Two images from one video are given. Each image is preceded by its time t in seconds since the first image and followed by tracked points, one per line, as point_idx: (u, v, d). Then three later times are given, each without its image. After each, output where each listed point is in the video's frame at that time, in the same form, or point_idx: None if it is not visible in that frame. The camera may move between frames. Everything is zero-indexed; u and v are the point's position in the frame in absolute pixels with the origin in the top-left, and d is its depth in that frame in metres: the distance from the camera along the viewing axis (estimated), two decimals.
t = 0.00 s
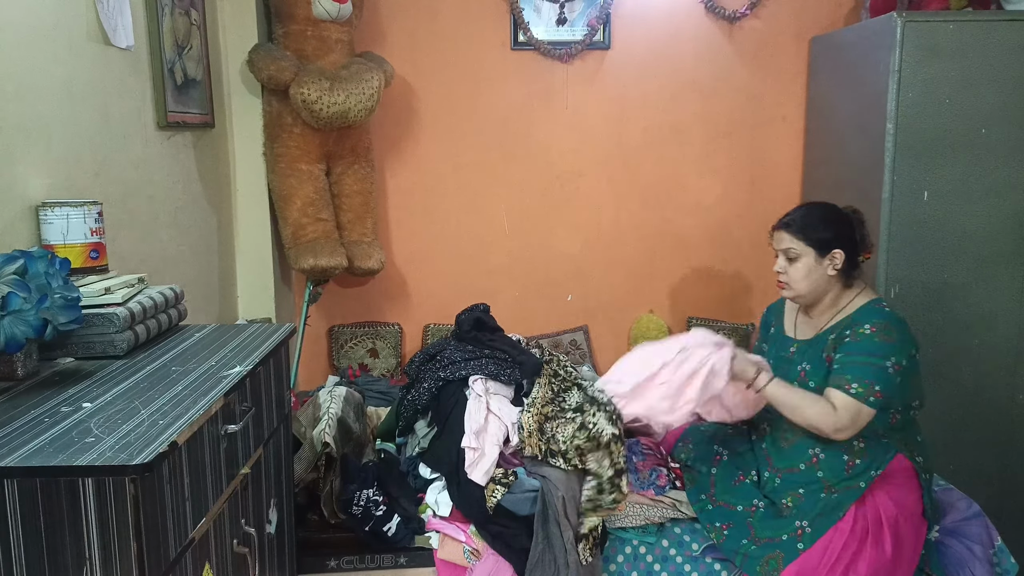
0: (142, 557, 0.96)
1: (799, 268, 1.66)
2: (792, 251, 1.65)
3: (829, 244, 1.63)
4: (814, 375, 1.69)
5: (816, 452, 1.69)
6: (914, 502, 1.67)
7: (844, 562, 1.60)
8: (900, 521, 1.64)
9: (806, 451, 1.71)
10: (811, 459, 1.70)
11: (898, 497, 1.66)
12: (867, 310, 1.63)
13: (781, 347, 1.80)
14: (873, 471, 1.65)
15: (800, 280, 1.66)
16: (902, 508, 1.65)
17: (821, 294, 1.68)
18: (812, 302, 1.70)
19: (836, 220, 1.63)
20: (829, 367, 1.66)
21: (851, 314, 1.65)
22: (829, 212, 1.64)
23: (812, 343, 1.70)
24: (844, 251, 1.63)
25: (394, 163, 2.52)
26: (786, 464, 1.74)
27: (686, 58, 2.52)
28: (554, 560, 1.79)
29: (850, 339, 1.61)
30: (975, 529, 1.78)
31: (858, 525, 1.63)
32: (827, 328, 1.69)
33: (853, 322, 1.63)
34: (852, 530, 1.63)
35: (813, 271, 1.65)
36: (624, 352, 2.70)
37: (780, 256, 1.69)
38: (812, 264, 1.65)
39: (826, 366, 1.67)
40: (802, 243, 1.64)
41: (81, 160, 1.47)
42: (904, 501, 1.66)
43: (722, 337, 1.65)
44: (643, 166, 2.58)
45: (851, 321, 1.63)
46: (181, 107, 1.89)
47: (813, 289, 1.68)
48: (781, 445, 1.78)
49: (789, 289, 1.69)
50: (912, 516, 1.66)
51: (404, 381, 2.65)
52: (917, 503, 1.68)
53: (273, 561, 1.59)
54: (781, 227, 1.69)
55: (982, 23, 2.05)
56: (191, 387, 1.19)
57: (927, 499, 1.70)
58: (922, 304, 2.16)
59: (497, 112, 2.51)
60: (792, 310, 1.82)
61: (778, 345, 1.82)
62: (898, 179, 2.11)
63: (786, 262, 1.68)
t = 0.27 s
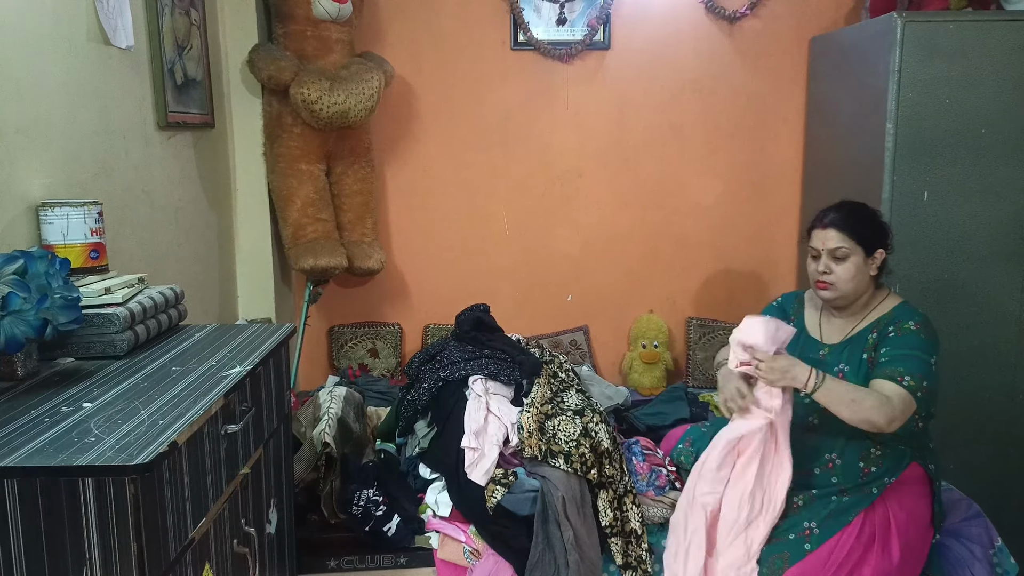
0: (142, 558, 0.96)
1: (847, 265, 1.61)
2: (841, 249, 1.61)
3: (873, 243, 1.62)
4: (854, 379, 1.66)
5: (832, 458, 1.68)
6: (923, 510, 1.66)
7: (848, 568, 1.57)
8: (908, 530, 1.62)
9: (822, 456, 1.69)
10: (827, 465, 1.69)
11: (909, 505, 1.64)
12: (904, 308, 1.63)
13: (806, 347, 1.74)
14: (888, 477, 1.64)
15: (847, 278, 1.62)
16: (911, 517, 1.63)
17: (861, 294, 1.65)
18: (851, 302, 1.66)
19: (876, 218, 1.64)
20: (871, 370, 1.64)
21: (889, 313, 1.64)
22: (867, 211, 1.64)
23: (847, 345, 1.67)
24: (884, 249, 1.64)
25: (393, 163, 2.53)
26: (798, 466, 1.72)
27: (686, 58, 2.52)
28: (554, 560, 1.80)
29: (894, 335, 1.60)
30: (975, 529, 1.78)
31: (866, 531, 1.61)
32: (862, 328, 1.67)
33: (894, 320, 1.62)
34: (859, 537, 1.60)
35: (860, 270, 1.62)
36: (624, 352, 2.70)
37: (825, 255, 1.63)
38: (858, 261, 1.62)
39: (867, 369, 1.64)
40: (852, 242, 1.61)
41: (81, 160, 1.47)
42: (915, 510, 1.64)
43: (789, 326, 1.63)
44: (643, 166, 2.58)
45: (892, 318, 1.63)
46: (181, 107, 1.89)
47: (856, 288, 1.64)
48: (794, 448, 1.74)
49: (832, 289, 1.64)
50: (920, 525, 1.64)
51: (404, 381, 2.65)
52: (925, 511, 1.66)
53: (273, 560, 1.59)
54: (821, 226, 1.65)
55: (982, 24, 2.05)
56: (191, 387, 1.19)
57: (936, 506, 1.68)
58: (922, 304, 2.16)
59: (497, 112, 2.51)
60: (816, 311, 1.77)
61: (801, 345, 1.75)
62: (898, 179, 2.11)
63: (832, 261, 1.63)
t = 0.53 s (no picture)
0: (142, 557, 0.96)
1: (851, 269, 1.59)
2: (846, 252, 1.59)
3: (877, 242, 1.60)
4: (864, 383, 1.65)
5: (837, 463, 1.65)
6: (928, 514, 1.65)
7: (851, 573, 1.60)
8: (912, 536, 1.62)
9: (827, 462, 1.67)
10: (831, 470, 1.66)
11: (912, 510, 1.64)
12: (910, 308, 1.62)
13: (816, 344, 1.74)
14: (891, 485, 1.64)
15: (851, 281, 1.60)
16: (914, 525, 1.63)
17: (866, 296, 1.63)
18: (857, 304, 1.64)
19: (877, 217, 1.61)
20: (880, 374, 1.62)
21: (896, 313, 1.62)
22: (866, 211, 1.61)
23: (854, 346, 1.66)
24: (889, 250, 1.62)
25: (394, 163, 2.53)
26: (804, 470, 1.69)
27: (686, 58, 2.52)
28: (554, 560, 1.80)
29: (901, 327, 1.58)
30: (975, 530, 1.78)
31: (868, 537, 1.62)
32: (868, 329, 1.65)
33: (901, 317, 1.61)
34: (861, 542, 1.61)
35: (864, 273, 1.60)
36: (624, 352, 2.70)
37: (829, 259, 1.61)
38: (863, 265, 1.59)
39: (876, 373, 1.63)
40: (853, 245, 1.58)
41: (81, 160, 1.47)
42: (918, 514, 1.64)
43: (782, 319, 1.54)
44: (643, 166, 2.58)
45: (897, 317, 1.61)
46: (181, 107, 1.89)
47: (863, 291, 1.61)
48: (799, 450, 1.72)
49: (839, 294, 1.61)
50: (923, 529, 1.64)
51: (404, 381, 2.65)
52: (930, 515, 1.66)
53: (273, 560, 1.59)
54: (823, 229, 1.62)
55: (982, 24, 2.05)
56: (191, 387, 1.19)
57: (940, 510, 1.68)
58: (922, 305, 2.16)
59: (497, 112, 2.52)
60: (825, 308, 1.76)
61: (812, 341, 1.76)
62: (898, 179, 2.11)
63: (837, 265, 1.60)
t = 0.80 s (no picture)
0: (142, 557, 0.96)
1: (858, 279, 1.57)
2: (852, 262, 1.56)
3: (885, 250, 1.57)
4: (867, 393, 1.64)
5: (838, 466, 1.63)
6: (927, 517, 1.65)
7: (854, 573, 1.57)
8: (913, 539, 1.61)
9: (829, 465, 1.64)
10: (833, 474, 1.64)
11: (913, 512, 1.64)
12: (918, 317, 1.58)
13: (822, 345, 1.73)
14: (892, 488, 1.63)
15: (858, 292, 1.57)
16: (915, 526, 1.62)
17: (872, 305, 1.61)
18: (864, 313, 1.62)
19: (885, 224, 1.58)
20: (884, 382, 1.61)
21: (902, 321, 1.60)
22: (871, 219, 1.57)
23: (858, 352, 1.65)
24: (895, 257, 1.59)
25: (394, 163, 2.53)
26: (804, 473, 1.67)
27: (686, 58, 2.52)
28: (554, 560, 1.80)
29: (912, 346, 1.54)
30: (977, 530, 1.79)
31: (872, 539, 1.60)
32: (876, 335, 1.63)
33: (909, 330, 1.57)
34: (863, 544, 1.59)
35: (872, 282, 1.57)
36: (624, 352, 2.70)
37: (835, 268, 1.58)
38: (870, 274, 1.57)
39: (881, 382, 1.61)
40: (862, 255, 1.55)
41: (81, 160, 1.47)
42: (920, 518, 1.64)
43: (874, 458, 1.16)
44: (643, 166, 2.58)
45: (905, 329, 1.58)
46: (181, 107, 1.89)
47: (869, 300, 1.59)
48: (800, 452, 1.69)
49: (845, 303, 1.59)
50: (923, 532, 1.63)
51: (404, 381, 2.65)
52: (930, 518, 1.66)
53: (273, 560, 1.59)
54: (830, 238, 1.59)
55: (982, 23, 2.05)
56: (191, 387, 1.19)
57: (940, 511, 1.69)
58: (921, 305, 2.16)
59: (497, 112, 2.52)
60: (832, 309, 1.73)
61: (818, 342, 1.74)
62: (898, 179, 2.11)
63: (843, 274, 1.58)
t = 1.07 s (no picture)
0: (142, 558, 0.96)
1: (845, 271, 1.59)
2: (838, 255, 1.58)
3: (871, 245, 1.59)
4: (870, 386, 1.62)
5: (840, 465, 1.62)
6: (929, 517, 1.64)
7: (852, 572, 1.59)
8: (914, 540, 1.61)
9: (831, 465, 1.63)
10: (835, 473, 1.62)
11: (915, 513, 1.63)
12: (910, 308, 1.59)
13: (816, 347, 1.71)
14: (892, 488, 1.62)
15: (846, 284, 1.59)
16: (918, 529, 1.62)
17: (863, 299, 1.62)
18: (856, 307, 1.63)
19: (872, 219, 1.61)
20: (884, 377, 1.60)
21: (896, 313, 1.60)
22: (854, 216, 1.61)
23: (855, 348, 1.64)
24: (884, 251, 1.61)
25: (393, 163, 2.52)
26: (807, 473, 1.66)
27: (686, 58, 2.52)
28: (554, 560, 1.81)
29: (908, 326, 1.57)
30: (976, 531, 1.78)
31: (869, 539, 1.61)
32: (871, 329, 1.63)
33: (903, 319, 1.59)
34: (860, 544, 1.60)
35: (860, 276, 1.59)
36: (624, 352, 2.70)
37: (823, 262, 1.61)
38: (857, 266, 1.59)
39: (884, 375, 1.60)
40: (847, 248, 1.58)
41: (81, 160, 1.47)
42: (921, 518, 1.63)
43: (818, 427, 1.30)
44: (643, 166, 2.58)
45: (898, 321, 1.59)
46: (181, 107, 1.89)
47: (858, 292, 1.61)
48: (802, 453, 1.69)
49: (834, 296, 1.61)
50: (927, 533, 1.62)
51: (404, 381, 2.65)
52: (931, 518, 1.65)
53: (273, 560, 1.59)
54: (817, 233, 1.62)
55: (982, 23, 2.05)
56: (191, 387, 1.19)
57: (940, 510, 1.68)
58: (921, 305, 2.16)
59: (497, 111, 2.51)
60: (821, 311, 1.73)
61: (810, 345, 1.73)
62: (898, 179, 2.11)
63: (830, 268, 1.60)
